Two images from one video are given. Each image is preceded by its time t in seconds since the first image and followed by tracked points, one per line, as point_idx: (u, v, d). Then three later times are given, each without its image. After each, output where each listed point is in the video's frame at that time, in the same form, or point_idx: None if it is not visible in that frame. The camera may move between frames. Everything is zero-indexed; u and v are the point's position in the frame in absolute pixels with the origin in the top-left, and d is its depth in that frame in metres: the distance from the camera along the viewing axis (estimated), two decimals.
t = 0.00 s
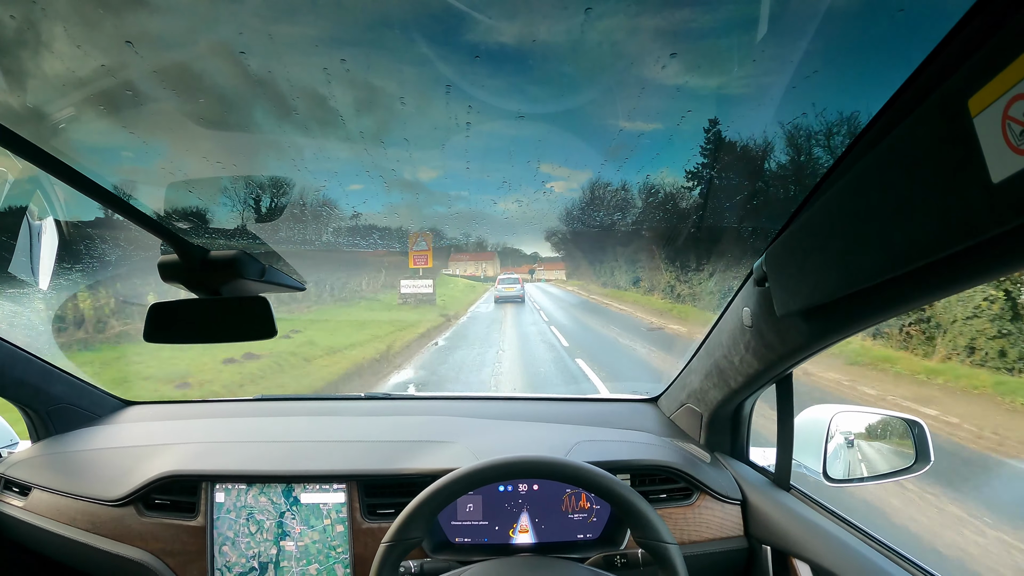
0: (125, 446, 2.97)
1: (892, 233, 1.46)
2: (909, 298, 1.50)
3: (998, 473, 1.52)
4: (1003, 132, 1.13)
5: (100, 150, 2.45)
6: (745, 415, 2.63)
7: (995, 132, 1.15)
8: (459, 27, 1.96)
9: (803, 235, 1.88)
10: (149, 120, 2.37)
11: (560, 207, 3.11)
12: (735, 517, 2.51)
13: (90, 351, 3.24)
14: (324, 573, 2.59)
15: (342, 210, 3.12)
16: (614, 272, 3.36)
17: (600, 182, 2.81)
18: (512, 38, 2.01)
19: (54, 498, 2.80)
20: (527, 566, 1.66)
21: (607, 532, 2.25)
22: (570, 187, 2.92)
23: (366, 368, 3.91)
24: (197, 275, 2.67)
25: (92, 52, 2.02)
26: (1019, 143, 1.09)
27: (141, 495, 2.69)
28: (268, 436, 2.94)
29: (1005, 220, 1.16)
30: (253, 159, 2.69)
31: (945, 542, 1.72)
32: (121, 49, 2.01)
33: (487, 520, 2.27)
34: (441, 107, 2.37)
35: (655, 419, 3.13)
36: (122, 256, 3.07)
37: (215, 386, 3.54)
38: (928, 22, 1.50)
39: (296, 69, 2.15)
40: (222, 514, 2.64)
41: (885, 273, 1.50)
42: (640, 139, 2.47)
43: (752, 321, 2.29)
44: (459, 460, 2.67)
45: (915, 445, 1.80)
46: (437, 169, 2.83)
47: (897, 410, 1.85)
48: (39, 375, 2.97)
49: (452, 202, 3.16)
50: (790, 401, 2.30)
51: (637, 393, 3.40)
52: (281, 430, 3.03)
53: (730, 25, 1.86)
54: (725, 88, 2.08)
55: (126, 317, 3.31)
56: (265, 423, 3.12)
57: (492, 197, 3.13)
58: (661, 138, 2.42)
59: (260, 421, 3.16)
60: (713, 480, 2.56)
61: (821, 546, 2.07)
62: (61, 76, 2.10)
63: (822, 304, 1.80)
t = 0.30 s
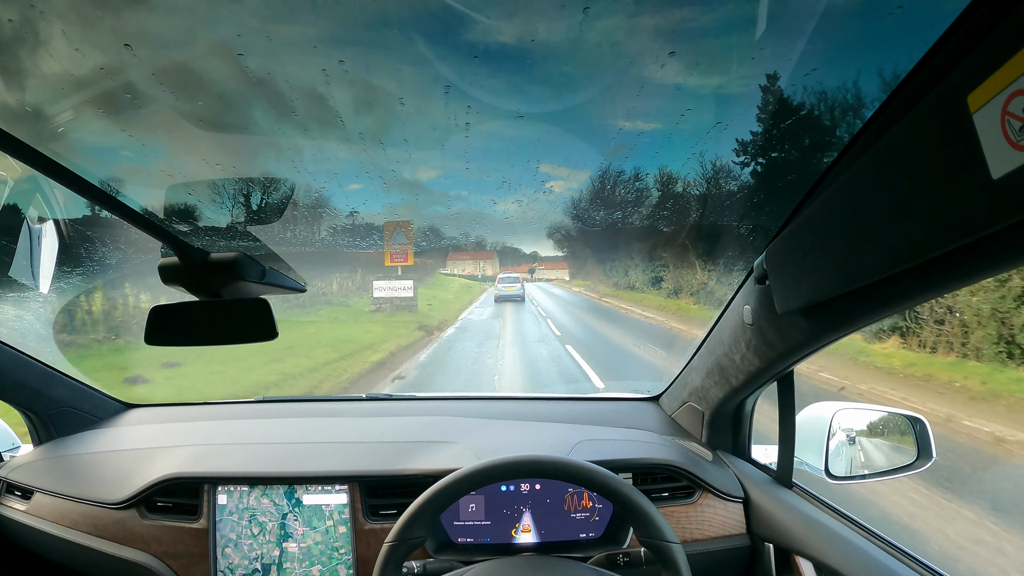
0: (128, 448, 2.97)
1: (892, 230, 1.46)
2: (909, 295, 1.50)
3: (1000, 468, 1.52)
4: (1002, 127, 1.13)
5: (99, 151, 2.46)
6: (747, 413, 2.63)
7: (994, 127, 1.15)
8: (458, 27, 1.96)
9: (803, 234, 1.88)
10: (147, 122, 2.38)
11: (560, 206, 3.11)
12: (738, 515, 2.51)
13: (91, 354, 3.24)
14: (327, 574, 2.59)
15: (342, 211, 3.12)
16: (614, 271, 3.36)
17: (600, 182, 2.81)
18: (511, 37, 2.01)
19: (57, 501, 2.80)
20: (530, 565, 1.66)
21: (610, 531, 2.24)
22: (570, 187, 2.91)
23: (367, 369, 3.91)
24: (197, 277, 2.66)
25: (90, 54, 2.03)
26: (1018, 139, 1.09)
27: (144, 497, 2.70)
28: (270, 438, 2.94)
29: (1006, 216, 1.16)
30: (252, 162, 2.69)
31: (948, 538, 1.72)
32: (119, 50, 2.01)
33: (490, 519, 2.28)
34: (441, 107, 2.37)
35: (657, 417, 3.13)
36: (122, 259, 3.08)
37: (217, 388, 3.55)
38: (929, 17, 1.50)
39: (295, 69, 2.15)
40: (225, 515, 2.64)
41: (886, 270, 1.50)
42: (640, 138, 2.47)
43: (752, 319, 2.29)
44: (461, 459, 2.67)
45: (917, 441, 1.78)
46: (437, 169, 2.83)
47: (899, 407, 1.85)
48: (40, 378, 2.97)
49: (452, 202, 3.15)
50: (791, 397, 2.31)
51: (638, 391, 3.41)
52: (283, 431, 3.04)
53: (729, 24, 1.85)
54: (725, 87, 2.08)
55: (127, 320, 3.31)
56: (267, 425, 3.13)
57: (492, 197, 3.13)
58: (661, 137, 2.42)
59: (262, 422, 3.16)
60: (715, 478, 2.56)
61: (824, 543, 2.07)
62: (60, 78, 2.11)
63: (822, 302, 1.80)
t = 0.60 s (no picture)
0: (129, 449, 2.97)
1: (892, 230, 1.46)
2: (908, 295, 1.51)
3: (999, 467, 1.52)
4: (1002, 127, 1.13)
5: (100, 150, 2.47)
6: (748, 413, 2.63)
7: (994, 127, 1.15)
8: (456, 26, 1.96)
9: (803, 233, 1.88)
10: (147, 122, 2.38)
11: (561, 206, 3.11)
12: (739, 515, 2.51)
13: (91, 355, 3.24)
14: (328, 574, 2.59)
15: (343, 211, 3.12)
16: (614, 270, 3.37)
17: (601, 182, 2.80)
18: (511, 37, 2.01)
19: (57, 502, 2.80)
20: (530, 565, 1.66)
21: (611, 531, 2.23)
22: (570, 187, 2.91)
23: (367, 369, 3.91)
24: (197, 278, 2.65)
25: (89, 54, 2.03)
26: (1019, 138, 1.09)
27: (144, 498, 2.70)
28: (270, 438, 2.94)
29: (1005, 217, 1.16)
30: (252, 162, 2.69)
31: (948, 538, 1.72)
32: (119, 50, 2.01)
33: (490, 520, 2.27)
34: (440, 106, 2.37)
35: (657, 417, 3.13)
36: (122, 259, 3.07)
37: (217, 389, 3.55)
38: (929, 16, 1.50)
39: (294, 69, 2.15)
40: (226, 516, 2.64)
41: (887, 270, 1.49)
42: (640, 137, 2.47)
43: (752, 318, 2.29)
44: (461, 460, 2.67)
45: (918, 442, 1.78)
46: (436, 169, 2.83)
47: (899, 407, 1.85)
48: (40, 380, 2.97)
49: (451, 202, 3.15)
50: (790, 397, 2.31)
51: (639, 391, 3.45)
52: (284, 431, 3.03)
53: (729, 24, 1.85)
54: (725, 86, 2.07)
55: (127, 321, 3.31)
56: (267, 425, 3.13)
57: (491, 197, 3.12)
58: (661, 136, 2.42)
59: (262, 423, 3.16)
60: (716, 478, 2.56)
61: (824, 543, 2.07)
62: (59, 78, 2.11)
63: (822, 302, 1.80)
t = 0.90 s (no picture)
0: (130, 450, 2.97)
1: (892, 227, 1.46)
2: (909, 292, 1.51)
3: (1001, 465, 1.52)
4: (1002, 124, 1.13)
5: (99, 150, 2.47)
6: (749, 411, 2.63)
7: (994, 123, 1.15)
8: (455, 26, 1.96)
9: (804, 231, 1.87)
10: (146, 122, 2.38)
11: (560, 205, 3.11)
12: (740, 513, 2.51)
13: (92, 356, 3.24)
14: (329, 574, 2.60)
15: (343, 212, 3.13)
16: (614, 267, 3.38)
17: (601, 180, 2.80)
18: (510, 36, 2.01)
19: (59, 503, 2.80)
20: (531, 565, 1.66)
21: (612, 530, 2.22)
22: (569, 185, 2.91)
23: (367, 368, 3.91)
24: (198, 279, 2.68)
25: (88, 54, 2.03)
26: (1018, 135, 1.09)
27: (146, 499, 2.70)
28: (271, 439, 2.94)
29: (1006, 213, 1.16)
30: (251, 162, 2.68)
31: (950, 535, 1.72)
32: (117, 50, 2.01)
33: (492, 518, 2.29)
34: (440, 106, 2.37)
35: (657, 415, 3.13)
36: (122, 260, 3.07)
37: (217, 390, 3.55)
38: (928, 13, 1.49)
39: (293, 68, 2.15)
40: (227, 516, 2.64)
41: (887, 267, 1.49)
42: (640, 135, 2.46)
43: (753, 316, 2.29)
44: (463, 459, 2.67)
45: (918, 440, 1.78)
46: (436, 169, 2.82)
47: (900, 404, 1.85)
48: (41, 381, 2.97)
49: (451, 201, 3.14)
50: (792, 395, 2.31)
51: (640, 390, 3.41)
52: (285, 431, 3.04)
53: (728, 22, 1.85)
54: (724, 84, 2.07)
55: (128, 322, 3.31)
56: (268, 425, 3.13)
57: (491, 196, 3.12)
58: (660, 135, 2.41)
59: (264, 423, 3.16)
60: (716, 476, 2.56)
61: (825, 540, 2.07)
62: (58, 78, 2.11)
63: (822, 299, 1.80)
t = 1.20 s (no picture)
0: (130, 450, 2.97)
1: (892, 225, 1.46)
2: (909, 291, 1.50)
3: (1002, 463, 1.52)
4: (1002, 123, 1.13)
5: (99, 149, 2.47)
6: (749, 409, 2.63)
7: (994, 122, 1.15)
8: (454, 26, 1.96)
9: (804, 229, 1.87)
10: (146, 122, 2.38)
11: (560, 204, 3.11)
12: (740, 511, 2.51)
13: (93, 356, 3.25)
14: (329, 573, 2.60)
15: (343, 211, 3.13)
16: (613, 263, 3.37)
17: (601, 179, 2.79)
18: (509, 36, 2.01)
19: (60, 503, 2.80)
20: (532, 564, 1.66)
21: (612, 528, 2.22)
22: (569, 185, 2.91)
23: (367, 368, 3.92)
24: (200, 277, 2.66)
25: (86, 53, 2.03)
26: (1018, 133, 1.09)
27: (146, 498, 2.70)
28: (272, 438, 2.94)
29: (1007, 212, 1.16)
30: (250, 162, 2.67)
31: (950, 533, 1.72)
32: (116, 49, 2.01)
33: (492, 517, 2.28)
34: (440, 105, 2.37)
35: (658, 414, 3.13)
36: (123, 260, 3.06)
37: (218, 389, 3.55)
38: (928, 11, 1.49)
39: (292, 68, 2.15)
40: (228, 515, 2.64)
41: (889, 266, 1.49)
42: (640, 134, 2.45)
43: (753, 314, 2.29)
44: (464, 458, 2.67)
45: (919, 437, 1.79)
46: (435, 168, 2.82)
47: (902, 402, 1.86)
48: (40, 381, 2.98)
49: (451, 200, 3.14)
50: (793, 394, 2.30)
51: (640, 388, 3.40)
52: (285, 431, 3.04)
53: (727, 21, 1.85)
54: (724, 84, 2.07)
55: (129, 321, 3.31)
56: (269, 424, 3.13)
57: (491, 195, 3.11)
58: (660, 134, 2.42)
59: (264, 422, 3.16)
60: (716, 474, 2.57)
61: (825, 538, 2.07)
62: (57, 77, 2.12)
63: (822, 298, 1.80)
